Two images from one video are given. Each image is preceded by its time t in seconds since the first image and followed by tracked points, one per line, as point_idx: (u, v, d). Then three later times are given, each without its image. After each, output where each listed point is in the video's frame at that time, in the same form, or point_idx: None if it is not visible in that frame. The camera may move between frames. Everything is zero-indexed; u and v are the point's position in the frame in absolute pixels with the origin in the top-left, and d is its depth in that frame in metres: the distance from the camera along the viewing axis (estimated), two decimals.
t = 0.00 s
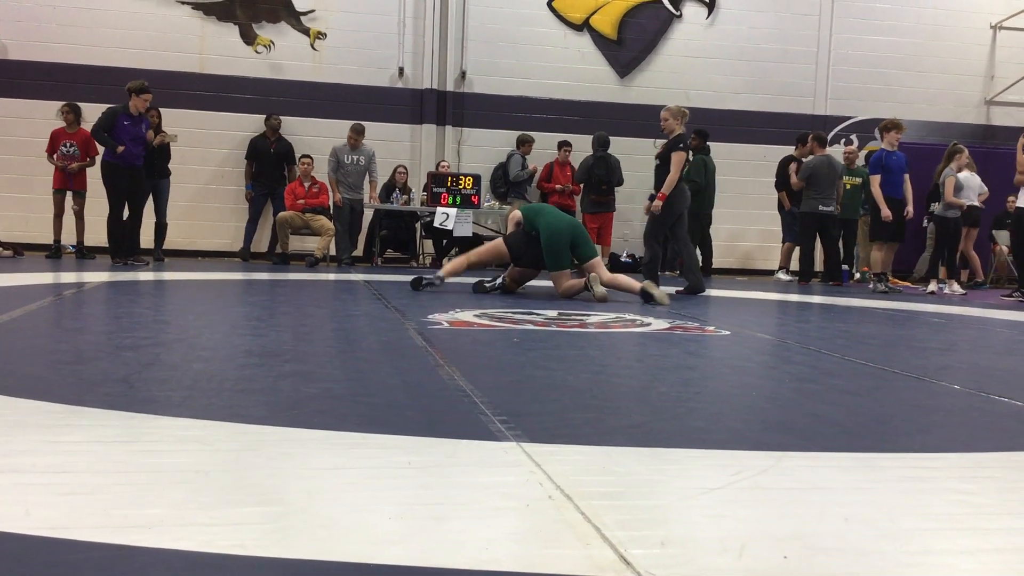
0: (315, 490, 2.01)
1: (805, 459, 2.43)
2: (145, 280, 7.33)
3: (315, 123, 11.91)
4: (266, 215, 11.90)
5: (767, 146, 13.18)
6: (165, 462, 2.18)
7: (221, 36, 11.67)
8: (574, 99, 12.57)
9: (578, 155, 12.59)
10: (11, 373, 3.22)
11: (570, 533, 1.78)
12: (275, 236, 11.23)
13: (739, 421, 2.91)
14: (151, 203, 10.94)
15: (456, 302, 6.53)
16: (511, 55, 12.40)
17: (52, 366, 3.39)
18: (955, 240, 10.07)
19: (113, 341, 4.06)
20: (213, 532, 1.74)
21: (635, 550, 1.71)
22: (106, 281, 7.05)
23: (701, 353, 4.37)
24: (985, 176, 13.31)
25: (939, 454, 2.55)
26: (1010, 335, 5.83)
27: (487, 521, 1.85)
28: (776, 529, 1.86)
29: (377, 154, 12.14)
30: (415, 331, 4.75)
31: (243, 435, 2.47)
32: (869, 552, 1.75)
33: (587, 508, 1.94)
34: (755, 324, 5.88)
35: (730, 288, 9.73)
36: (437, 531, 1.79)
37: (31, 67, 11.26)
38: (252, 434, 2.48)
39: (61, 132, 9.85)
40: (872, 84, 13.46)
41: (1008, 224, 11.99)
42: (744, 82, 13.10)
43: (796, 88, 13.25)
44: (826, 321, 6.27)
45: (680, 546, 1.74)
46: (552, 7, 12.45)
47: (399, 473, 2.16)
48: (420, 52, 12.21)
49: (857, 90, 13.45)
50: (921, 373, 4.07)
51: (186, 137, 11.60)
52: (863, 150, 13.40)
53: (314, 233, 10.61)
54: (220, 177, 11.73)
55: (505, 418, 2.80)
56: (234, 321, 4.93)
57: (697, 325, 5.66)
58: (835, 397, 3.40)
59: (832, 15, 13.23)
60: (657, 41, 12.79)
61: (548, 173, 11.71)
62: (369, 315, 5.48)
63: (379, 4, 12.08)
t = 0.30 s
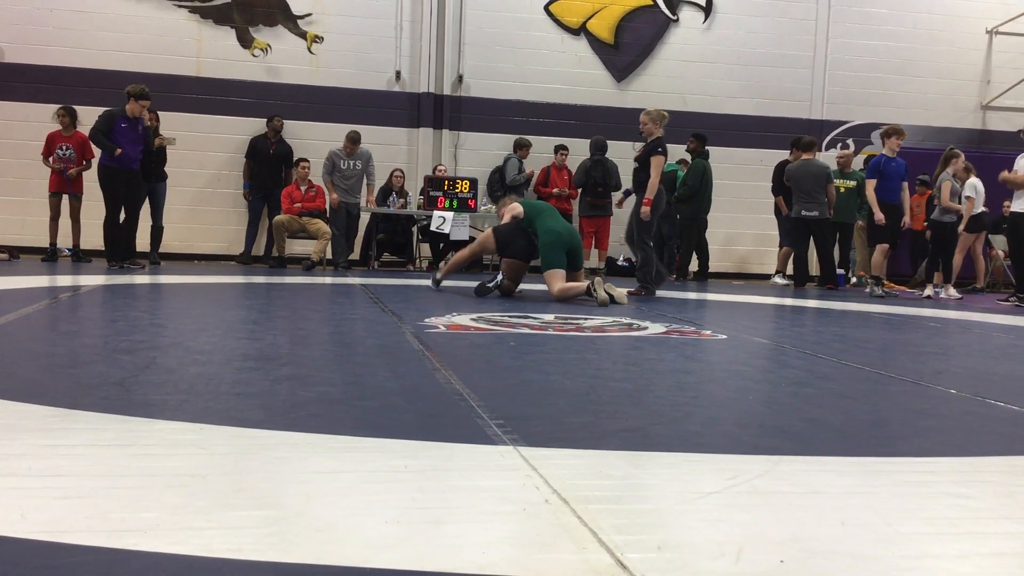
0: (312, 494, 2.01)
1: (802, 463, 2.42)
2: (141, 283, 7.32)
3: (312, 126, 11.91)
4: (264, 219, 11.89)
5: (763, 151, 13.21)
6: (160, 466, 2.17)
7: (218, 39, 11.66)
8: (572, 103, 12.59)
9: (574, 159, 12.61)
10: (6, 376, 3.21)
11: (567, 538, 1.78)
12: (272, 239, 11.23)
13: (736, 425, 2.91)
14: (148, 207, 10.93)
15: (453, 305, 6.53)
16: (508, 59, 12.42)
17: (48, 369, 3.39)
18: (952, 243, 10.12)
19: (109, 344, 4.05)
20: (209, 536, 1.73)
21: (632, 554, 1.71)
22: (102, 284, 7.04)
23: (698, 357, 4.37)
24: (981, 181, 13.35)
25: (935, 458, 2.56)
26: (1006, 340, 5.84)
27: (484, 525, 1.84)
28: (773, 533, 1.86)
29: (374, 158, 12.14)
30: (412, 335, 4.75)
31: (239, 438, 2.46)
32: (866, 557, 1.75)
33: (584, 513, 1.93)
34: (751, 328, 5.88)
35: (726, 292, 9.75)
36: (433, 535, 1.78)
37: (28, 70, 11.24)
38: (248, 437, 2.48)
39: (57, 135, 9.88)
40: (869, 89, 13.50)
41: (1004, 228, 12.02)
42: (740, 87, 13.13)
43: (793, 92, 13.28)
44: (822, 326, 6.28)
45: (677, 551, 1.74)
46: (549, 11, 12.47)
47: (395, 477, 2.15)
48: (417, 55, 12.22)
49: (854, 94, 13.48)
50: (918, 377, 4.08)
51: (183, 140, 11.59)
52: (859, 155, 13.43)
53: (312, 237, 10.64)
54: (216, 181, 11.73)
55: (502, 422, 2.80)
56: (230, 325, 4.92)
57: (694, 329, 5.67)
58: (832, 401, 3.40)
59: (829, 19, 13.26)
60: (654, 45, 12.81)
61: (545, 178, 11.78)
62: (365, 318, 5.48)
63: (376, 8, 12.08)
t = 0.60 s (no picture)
0: (315, 497, 2.01)
1: (805, 467, 2.42)
2: (145, 287, 7.34)
3: (316, 130, 11.94)
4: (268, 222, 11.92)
5: (767, 154, 13.20)
6: (163, 469, 2.18)
7: (222, 43, 11.69)
8: (575, 106, 12.60)
9: (578, 162, 12.61)
10: (11, 380, 3.23)
11: (570, 541, 1.78)
12: (275, 243, 11.25)
13: (739, 429, 2.90)
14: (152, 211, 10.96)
15: (457, 309, 6.53)
16: (511, 63, 12.43)
17: (52, 373, 3.40)
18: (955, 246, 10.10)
19: (113, 348, 4.06)
20: (212, 539, 1.73)
21: (635, 558, 1.71)
22: (107, 287, 7.05)
23: (701, 361, 4.37)
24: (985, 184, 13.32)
25: (939, 462, 2.55)
26: (1011, 343, 5.82)
27: (486, 528, 1.84)
28: (777, 537, 1.85)
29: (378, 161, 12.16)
30: (416, 339, 4.75)
31: (242, 442, 2.47)
32: (869, 560, 1.74)
33: (586, 516, 1.93)
34: (755, 332, 5.88)
35: (730, 295, 9.74)
36: (435, 538, 1.78)
37: (32, 75, 11.28)
38: (252, 441, 2.48)
39: (61, 139, 9.87)
40: (872, 92, 13.49)
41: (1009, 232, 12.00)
42: (744, 90, 13.13)
43: (796, 96, 13.28)
44: (827, 329, 6.26)
45: (680, 554, 1.73)
46: (552, 14, 12.49)
47: (397, 480, 2.16)
48: (421, 59, 12.24)
49: (858, 97, 13.47)
50: (921, 381, 4.07)
51: (187, 144, 11.62)
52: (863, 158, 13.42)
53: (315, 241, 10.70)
54: (220, 184, 11.75)
55: (505, 425, 2.80)
56: (234, 328, 4.93)
57: (698, 333, 5.67)
58: (835, 405, 3.39)
59: (833, 21, 13.25)
60: (658, 49, 12.81)
61: (549, 180, 11.80)
62: (369, 322, 5.48)
63: (380, 12, 12.11)
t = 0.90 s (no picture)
0: (321, 500, 2.01)
1: (811, 470, 2.41)
2: (151, 290, 7.35)
3: (322, 134, 11.97)
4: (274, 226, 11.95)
5: (772, 157, 13.19)
6: (170, 473, 2.18)
7: (228, 48, 11.73)
8: (580, 110, 12.60)
9: (582, 166, 12.61)
10: (18, 384, 3.23)
11: (576, 545, 1.77)
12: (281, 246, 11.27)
13: (746, 431, 2.90)
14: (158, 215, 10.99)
15: (462, 312, 6.53)
16: (516, 66, 12.44)
17: (59, 376, 3.40)
18: (960, 247, 10.11)
19: (119, 352, 4.07)
20: (220, 542, 1.74)
21: (641, 561, 1.70)
22: (113, 292, 7.07)
23: (706, 364, 4.36)
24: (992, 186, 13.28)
25: (946, 465, 2.54)
26: (1017, 346, 5.80)
27: (493, 531, 1.84)
28: (783, 540, 1.85)
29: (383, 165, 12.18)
30: (422, 342, 4.75)
31: (248, 445, 2.47)
32: (877, 564, 1.74)
33: (593, 520, 1.93)
34: (760, 334, 5.87)
35: (736, 298, 9.72)
36: (441, 542, 1.78)
37: (39, 79, 11.32)
38: (257, 444, 2.48)
39: (68, 143, 9.90)
40: (878, 94, 13.47)
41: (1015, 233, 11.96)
42: (749, 93, 13.12)
43: (802, 98, 13.26)
44: (832, 332, 6.25)
45: (687, 558, 1.73)
46: (557, 17, 12.51)
47: (403, 484, 2.16)
48: (426, 63, 12.26)
49: (863, 100, 13.45)
50: (928, 383, 4.06)
51: (193, 149, 11.66)
52: (868, 160, 13.39)
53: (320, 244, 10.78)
54: (226, 188, 11.78)
55: (510, 428, 2.79)
56: (239, 332, 4.94)
57: (703, 335, 5.66)
58: (841, 407, 3.39)
59: (838, 24, 13.24)
60: (662, 52, 12.82)
61: (553, 183, 11.72)
62: (374, 325, 5.48)
63: (386, 15, 12.14)
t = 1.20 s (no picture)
0: (324, 502, 2.01)
1: (814, 471, 2.41)
2: (155, 292, 7.36)
3: (325, 136, 11.98)
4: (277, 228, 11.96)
5: (775, 157, 13.17)
6: (174, 475, 2.18)
7: (231, 50, 11.74)
8: (582, 111, 12.60)
9: (585, 167, 12.61)
10: (22, 385, 3.24)
11: (580, 546, 1.77)
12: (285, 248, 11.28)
13: (748, 433, 2.89)
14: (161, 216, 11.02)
15: (465, 313, 6.53)
16: (519, 67, 12.45)
17: (63, 378, 3.41)
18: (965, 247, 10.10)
19: (123, 353, 4.08)
20: (224, 544, 1.74)
21: (645, 562, 1.70)
22: (116, 293, 7.08)
23: (709, 364, 4.36)
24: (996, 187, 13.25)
25: (949, 466, 2.54)
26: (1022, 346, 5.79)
27: (496, 533, 1.84)
28: (787, 542, 1.84)
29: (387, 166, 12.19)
30: (425, 343, 4.75)
31: (252, 447, 2.47)
32: (881, 565, 1.73)
33: (596, 521, 1.93)
34: (764, 335, 5.87)
35: (739, 299, 9.71)
36: (445, 543, 1.78)
37: (43, 81, 11.35)
38: (261, 446, 2.49)
39: (71, 145, 9.95)
40: (881, 95, 13.44)
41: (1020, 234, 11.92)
42: (752, 94, 13.11)
43: (805, 99, 13.25)
44: (836, 333, 6.24)
45: (690, 559, 1.73)
46: (560, 18, 12.51)
47: (407, 485, 2.16)
48: (429, 65, 12.27)
49: (866, 100, 13.43)
50: (931, 384, 4.05)
51: (197, 151, 11.68)
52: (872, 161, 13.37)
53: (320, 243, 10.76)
54: (229, 190, 11.79)
55: (514, 429, 2.80)
56: (242, 333, 4.95)
57: (707, 336, 5.65)
58: (844, 408, 3.38)
59: (841, 24, 13.22)
60: (665, 53, 12.81)
61: (557, 183, 11.76)
62: (377, 326, 5.49)
63: (389, 17, 12.14)
